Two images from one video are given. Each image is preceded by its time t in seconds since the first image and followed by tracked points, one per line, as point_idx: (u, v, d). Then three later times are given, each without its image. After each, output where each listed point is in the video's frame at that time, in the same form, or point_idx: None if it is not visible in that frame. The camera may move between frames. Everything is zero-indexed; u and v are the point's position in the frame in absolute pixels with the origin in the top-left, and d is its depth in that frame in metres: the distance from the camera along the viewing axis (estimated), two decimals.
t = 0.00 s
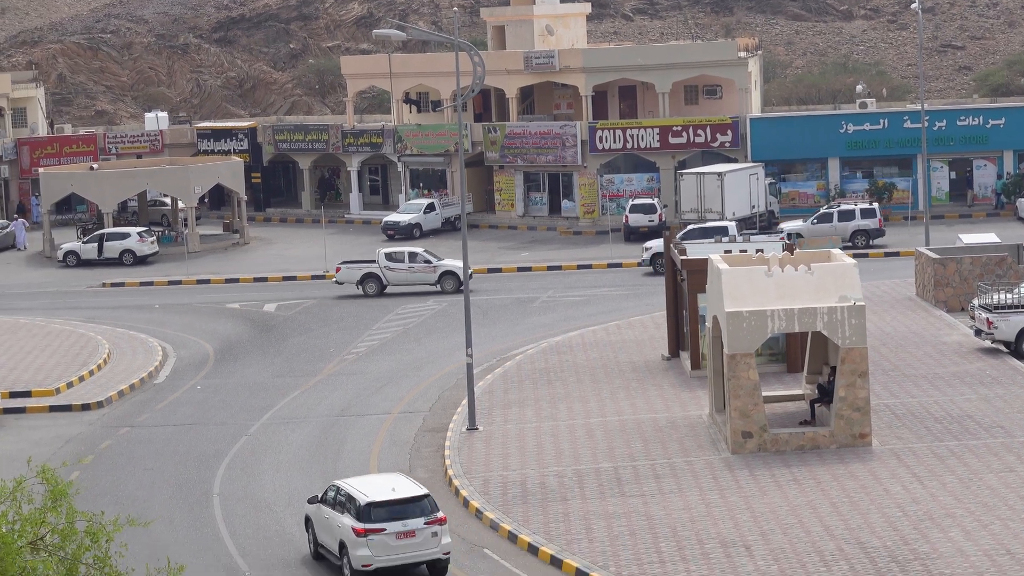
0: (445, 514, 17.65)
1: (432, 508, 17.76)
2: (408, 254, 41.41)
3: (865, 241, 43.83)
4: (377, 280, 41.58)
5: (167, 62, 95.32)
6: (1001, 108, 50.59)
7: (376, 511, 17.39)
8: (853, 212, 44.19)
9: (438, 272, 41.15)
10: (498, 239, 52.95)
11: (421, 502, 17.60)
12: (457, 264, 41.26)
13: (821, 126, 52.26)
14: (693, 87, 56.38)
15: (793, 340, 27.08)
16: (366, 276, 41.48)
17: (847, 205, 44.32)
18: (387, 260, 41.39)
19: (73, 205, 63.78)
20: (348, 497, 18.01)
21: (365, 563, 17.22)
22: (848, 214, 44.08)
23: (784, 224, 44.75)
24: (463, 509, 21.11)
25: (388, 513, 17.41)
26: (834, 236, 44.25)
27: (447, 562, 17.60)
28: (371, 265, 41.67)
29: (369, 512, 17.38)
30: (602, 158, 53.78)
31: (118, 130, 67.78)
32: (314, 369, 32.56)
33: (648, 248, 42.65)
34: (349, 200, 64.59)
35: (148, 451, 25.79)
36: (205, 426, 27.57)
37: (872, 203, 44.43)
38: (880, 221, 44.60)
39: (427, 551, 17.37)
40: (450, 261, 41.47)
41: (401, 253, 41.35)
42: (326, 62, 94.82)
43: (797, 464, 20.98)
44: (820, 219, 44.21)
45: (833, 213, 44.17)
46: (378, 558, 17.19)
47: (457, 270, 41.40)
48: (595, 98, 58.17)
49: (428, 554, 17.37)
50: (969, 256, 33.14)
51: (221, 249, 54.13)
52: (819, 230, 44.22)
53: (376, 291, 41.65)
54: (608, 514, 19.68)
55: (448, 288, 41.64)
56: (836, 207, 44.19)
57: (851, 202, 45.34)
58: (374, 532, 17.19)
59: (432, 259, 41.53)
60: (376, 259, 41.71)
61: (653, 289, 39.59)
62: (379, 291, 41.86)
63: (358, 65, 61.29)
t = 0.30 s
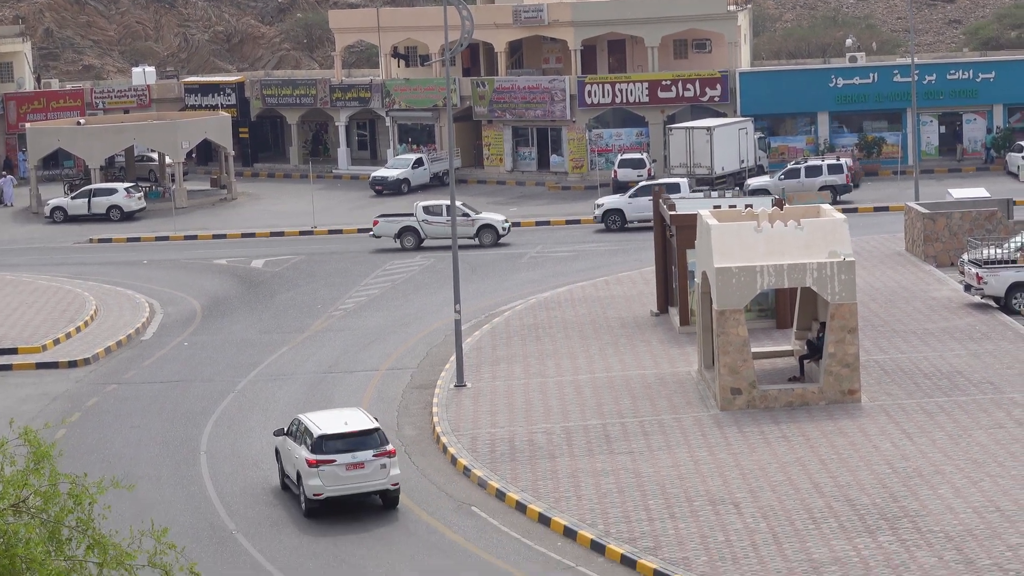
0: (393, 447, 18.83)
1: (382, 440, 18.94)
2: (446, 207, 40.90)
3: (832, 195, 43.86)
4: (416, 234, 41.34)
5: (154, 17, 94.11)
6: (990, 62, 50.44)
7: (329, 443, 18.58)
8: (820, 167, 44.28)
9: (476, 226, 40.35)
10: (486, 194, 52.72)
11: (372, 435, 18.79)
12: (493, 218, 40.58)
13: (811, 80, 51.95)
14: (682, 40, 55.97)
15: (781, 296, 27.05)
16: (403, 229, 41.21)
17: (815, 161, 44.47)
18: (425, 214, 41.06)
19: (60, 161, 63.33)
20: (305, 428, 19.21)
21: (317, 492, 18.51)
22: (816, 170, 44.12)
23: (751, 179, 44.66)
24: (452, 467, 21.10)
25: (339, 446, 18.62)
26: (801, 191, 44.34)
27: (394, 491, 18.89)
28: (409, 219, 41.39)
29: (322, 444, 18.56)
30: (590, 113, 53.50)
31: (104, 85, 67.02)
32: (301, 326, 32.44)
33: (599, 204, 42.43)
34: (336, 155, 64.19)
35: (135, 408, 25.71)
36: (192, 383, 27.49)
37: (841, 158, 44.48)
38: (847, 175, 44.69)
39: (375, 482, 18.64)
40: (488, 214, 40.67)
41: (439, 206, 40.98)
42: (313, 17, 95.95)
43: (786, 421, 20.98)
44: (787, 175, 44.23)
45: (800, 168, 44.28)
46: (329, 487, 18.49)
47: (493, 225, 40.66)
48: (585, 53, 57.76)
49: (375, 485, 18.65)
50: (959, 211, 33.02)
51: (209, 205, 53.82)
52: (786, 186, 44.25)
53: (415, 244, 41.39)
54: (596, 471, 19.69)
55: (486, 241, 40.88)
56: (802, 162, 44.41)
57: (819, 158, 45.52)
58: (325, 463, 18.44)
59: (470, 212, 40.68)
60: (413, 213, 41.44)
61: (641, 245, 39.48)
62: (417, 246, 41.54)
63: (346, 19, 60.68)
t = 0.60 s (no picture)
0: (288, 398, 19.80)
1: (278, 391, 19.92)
2: (422, 176, 40.15)
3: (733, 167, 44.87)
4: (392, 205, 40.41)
5: None
6: (913, 36, 50.79)
7: (229, 393, 19.52)
8: (721, 142, 45.44)
9: (452, 196, 39.96)
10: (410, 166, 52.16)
11: (270, 386, 19.73)
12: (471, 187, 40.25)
13: (735, 53, 52.07)
14: (607, 13, 55.79)
15: (705, 270, 26.98)
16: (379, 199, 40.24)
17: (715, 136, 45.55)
18: (401, 184, 40.15)
19: None
20: (207, 380, 20.12)
21: (214, 440, 19.43)
22: (718, 145, 45.24)
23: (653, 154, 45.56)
24: (373, 442, 20.74)
25: (235, 396, 19.56)
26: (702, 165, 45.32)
27: (290, 440, 19.87)
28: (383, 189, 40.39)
29: (220, 394, 19.50)
30: (514, 86, 53.16)
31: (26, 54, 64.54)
32: (223, 298, 31.78)
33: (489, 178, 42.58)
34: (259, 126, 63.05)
35: (52, 382, 24.97)
36: (111, 356, 26.79)
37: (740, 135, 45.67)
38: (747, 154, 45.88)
39: (270, 431, 19.60)
40: (464, 184, 40.24)
41: (413, 175, 40.06)
42: None
43: (707, 395, 20.90)
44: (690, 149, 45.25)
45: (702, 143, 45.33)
46: (225, 436, 19.43)
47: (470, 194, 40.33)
48: (509, 25, 57.30)
49: (271, 434, 19.63)
50: (881, 185, 33.17)
51: (131, 176, 52.60)
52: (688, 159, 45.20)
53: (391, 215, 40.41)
54: (518, 446, 19.46)
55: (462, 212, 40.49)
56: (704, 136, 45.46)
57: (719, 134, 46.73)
58: (222, 412, 19.36)
59: (445, 182, 40.25)
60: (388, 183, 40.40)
61: (565, 218, 39.26)
62: (392, 216, 40.56)
63: None
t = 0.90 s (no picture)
0: (203, 356, 20.54)
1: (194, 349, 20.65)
2: (405, 152, 39.50)
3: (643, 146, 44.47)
4: (375, 179, 39.76)
5: None
6: (843, 14, 51.15)
7: (146, 351, 20.28)
8: (630, 121, 44.94)
9: (437, 172, 39.41)
10: (339, 144, 51.55)
11: (186, 345, 20.47)
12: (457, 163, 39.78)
13: (664, 31, 52.03)
14: None
15: (634, 248, 26.91)
16: (362, 174, 39.46)
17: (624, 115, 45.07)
18: (385, 159, 39.49)
19: None
20: (127, 337, 20.88)
21: (131, 395, 20.19)
22: (626, 124, 44.75)
23: (562, 133, 45.03)
24: (302, 422, 20.40)
25: (152, 353, 20.30)
26: (611, 144, 44.79)
27: (205, 396, 20.62)
28: (367, 164, 39.64)
29: (137, 352, 20.26)
30: (444, 63, 52.88)
31: None
32: (151, 277, 31.15)
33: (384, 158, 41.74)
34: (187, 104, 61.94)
35: None
36: (37, 336, 26.14)
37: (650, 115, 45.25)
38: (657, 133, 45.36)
39: (185, 388, 20.35)
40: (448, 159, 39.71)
41: (398, 151, 39.41)
42: None
43: (637, 374, 20.84)
44: (598, 128, 44.74)
45: (610, 122, 44.79)
46: (141, 391, 20.19)
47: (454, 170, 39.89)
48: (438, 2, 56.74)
49: (186, 391, 20.38)
50: (810, 163, 33.28)
51: (57, 154, 51.46)
52: (596, 138, 44.68)
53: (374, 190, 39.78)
54: (448, 426, 19.24)
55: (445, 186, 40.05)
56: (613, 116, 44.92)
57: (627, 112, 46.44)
58: (138, 369, 20.11)
59: (429, 157, 39.68)
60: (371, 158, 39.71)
61: (494, 196, 39.01)
62: (376, 191, 39.90)
63: None
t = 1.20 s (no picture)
0: (164, 326, 21.51)
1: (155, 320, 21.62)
2: (429, 138, 39.64)
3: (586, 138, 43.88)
4: (397, 165, 39.85)
5: None
6: (807, 2, 51.31)
7: (107, 322, 21.28)
8: (575, 110, 44.12)
9: (461, 159, 39.68)
10: (304, 133, 51.18)
11: (146, 315, 21.45)
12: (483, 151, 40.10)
13: (630, 18, 51.91)
14: None
15: (600, 237, 26.79)
16: (387, 162, 39.63)
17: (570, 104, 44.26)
18: (408, 145, 39.59)
19: None
20: (92, 309, 21.91)
21: (93, 363, 21.20)
22: (572, 113, 44.06)
23: (507, 122, 44.51)
24: (268, 412, 20.20)
25: (114, 323, 21.30)
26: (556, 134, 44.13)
27: (165, 365, 21.62)
28: (391, 150, 39.75)
29: (99, 322, 21.28)
30: (409, 52, 52.64)
31: None
32: (116, 267, 30.78)
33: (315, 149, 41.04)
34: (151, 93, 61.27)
35: None
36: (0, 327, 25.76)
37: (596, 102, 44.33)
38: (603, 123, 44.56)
39: (145, 357, 21.34)
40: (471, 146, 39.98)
41: (422, 138, 39.51)
42: None
43: (605, 363, 20.74)
44: (542, 117, 44.13)
45: (554, 113, 44.21)
46: (104, 359, 21.19)
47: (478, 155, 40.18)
48: None
49: (145, 359, 21.36)
50: (776, 151, 33.27)
51: (20, 144, 50.77)
52: (541, 127, 44.06)
53: (397, 176, 39.82)
54: (415, 416, 19.08)
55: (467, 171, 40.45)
56: (559, 105, 44.17)
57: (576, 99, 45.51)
58: (100, 339, 21.12)
59: (452, 143, 39.88)
60: (394, 144, 39.75)
61: (460, 185, 38.81)
62: (398, 178, 40.08)
63: None
